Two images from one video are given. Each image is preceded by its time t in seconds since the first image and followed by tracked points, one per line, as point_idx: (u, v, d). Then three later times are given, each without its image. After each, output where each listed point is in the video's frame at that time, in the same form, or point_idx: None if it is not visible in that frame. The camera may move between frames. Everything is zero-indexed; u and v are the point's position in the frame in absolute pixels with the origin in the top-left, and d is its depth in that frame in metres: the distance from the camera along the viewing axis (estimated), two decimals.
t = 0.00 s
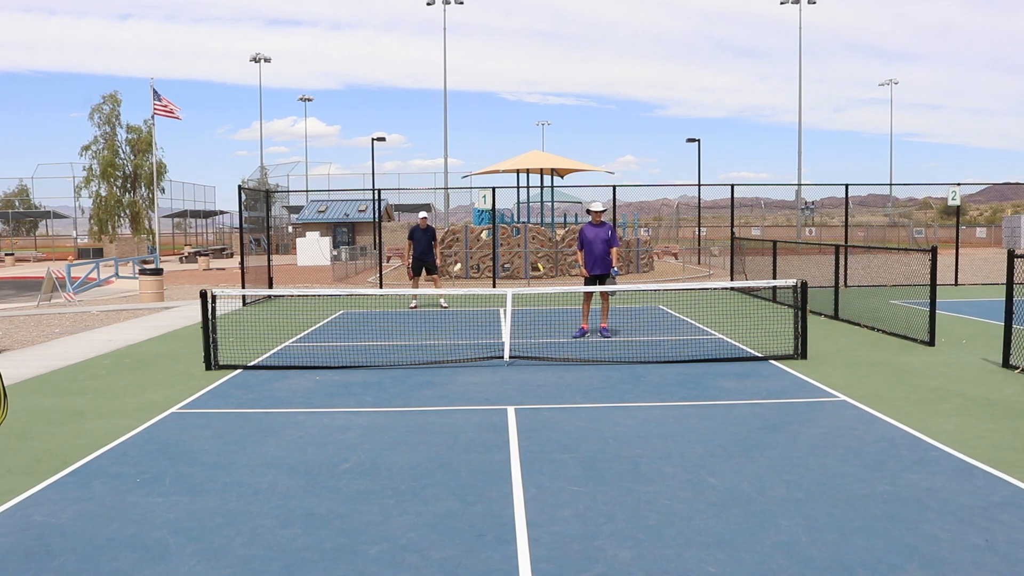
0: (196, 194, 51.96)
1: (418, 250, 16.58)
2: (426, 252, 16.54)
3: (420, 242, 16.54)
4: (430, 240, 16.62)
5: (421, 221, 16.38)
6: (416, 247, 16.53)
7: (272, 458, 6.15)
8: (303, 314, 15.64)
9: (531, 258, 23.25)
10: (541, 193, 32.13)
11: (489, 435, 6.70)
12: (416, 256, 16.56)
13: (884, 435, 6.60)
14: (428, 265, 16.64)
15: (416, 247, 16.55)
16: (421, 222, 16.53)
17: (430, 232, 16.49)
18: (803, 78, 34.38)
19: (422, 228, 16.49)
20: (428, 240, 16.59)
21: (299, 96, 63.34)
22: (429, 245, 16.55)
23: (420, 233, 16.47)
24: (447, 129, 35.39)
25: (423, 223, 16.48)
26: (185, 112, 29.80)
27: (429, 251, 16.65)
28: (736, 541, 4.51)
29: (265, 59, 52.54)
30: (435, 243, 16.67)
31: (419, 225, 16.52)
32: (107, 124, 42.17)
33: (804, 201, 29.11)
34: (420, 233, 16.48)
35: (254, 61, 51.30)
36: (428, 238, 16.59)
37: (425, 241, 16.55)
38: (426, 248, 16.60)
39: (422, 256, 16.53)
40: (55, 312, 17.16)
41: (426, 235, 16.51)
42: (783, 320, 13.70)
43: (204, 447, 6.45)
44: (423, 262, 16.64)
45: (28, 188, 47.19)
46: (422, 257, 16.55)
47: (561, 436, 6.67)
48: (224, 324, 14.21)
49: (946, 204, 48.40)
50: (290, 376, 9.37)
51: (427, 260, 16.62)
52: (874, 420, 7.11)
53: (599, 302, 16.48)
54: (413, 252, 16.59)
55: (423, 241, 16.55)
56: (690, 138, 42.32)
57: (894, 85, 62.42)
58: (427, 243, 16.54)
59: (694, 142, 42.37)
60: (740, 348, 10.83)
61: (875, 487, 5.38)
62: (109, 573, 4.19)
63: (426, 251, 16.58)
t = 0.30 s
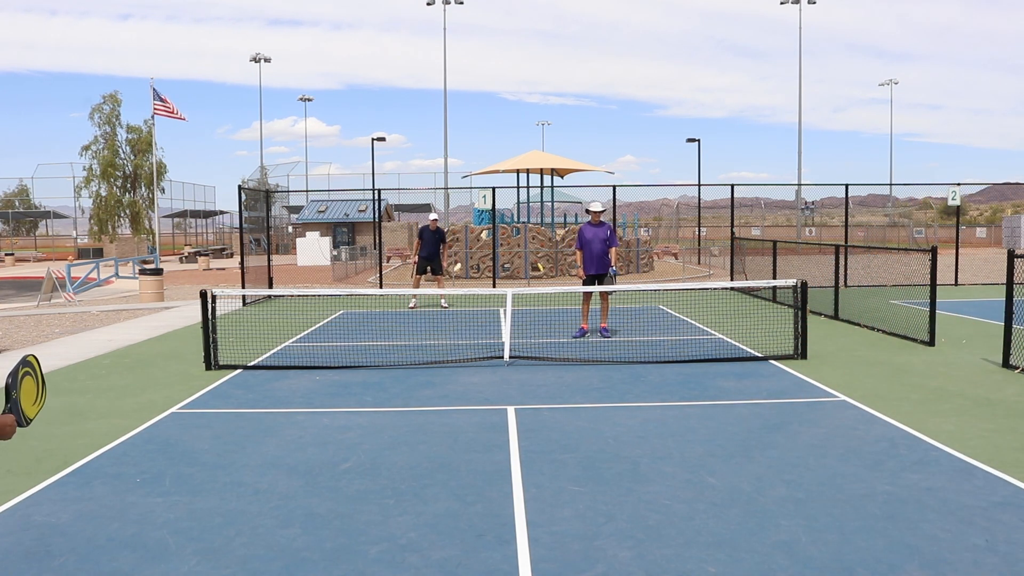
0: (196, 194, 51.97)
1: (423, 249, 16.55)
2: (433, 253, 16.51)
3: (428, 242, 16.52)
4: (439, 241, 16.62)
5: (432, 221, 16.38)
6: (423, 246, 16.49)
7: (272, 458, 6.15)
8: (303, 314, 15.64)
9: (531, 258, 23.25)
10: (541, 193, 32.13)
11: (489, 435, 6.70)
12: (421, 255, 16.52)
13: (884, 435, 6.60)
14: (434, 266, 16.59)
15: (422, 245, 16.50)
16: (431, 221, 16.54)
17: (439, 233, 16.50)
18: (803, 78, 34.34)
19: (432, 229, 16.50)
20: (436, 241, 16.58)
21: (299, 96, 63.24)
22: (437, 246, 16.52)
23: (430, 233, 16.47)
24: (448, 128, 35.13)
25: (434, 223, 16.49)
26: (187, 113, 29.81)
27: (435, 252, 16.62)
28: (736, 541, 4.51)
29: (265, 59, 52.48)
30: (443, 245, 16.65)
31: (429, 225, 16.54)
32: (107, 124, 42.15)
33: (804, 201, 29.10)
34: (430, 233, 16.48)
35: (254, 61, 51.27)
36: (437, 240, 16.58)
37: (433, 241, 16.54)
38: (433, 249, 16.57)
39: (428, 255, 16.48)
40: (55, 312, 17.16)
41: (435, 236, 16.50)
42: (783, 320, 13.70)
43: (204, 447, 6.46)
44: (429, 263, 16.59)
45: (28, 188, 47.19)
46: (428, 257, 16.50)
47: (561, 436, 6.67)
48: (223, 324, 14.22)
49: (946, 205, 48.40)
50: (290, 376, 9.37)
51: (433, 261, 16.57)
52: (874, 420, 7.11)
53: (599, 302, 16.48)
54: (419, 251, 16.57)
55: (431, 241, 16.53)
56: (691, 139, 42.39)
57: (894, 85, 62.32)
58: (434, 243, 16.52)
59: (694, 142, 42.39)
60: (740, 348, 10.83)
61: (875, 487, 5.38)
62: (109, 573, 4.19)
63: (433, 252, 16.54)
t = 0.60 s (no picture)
0: (196, 194, 51.98)
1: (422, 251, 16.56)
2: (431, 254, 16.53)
3: (424, 244, 16.54)
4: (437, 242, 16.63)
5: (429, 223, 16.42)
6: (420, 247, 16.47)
7: (272, 458, 6.15)
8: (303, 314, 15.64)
9: (531, 258, 23.25)
10: (541, 193, 32.14)
11: (489, 435, 6.70)
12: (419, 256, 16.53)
13: (884, 436, 6.60)
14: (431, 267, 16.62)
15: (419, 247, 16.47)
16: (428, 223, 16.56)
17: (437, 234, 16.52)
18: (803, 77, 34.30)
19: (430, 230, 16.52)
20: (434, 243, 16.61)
21: (299, 96, 63.15)
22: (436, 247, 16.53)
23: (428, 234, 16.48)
24: (448, 128, 35.02)
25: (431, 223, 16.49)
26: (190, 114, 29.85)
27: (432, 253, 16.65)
28: (736, 542, 4.51)
29: (264, 59, 52.45)
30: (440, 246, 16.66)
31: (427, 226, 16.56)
32: (107, 124, 42.15)
33: (804, 201, 29.09)
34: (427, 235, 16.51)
35: (254, 61, 51.27)
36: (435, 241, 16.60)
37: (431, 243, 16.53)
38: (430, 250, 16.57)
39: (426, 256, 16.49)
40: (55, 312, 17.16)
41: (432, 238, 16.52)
42: (782, 320, 13.70)
43: (204, 447, 6.45)
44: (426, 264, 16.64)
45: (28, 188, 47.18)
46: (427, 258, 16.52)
47: (561, 436, 6.67)
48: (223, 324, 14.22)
49: (946, 205, 48.38)
50: (290, 376, 9.37)
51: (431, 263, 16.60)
52: (874, 420, 7.11)
53: (599, 302, 16.48)
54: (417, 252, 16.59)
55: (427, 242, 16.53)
56: (690, 139, 42.27)
57: (894, 85, 62.29)
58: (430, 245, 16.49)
59: (694, 142, 42.41)
60: (740, 348, 10.83)
61: (876, 487, 5.38)
62: (109, 573, 4.19)
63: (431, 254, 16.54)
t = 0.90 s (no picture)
0: (196, 194, 51.99)
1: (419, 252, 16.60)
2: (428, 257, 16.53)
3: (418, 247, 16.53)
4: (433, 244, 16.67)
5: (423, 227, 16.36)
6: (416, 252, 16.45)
7: (273, 458, 6.15)
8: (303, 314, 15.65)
9: (531, 258, 23.26)
10: (541, 193, 32.16)
11: (489, 435, 6.70)
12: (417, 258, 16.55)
13: (884, 436, 6.60)
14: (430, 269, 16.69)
15: (415, 250, 16.44)
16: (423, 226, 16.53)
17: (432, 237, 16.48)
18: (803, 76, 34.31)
19: (424, 234, 16.48)
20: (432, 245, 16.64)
21: (299, 96, 63.10)
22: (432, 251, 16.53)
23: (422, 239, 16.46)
24: (447, 129, 35.11)
25: (426, 225, 16.46)
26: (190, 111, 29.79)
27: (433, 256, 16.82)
28: (736, 542, 4.51)
29: (265, 59, 52.45)
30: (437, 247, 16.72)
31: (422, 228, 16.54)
32: (107, 124, 42.15)
33: (804, 201, 29.09)
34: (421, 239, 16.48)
35: (254, 61, 51.29)
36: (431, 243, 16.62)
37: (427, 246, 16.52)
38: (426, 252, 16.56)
39: (424, 258, 16.50)
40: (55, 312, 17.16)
41: (427, 242, 16.51)
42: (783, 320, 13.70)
43: (205, 447, 6.45)
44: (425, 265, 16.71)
45: (28, 188, 47.20)
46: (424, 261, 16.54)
47: (561, 436, 6.67)
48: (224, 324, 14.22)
49: (946, 204, 48.38)
50: (290, 376, 9.37)
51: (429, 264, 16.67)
52: (874, 420, 7.11)
53: (599, 302, 16.49)
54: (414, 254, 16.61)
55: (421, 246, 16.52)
56: (690, 139, 42.28)
57: (894, 85, 62.27)
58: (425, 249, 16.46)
59: (694, 142, 42.38)
60: (740, 348, 10.83)
61: (875, 487, 5.39)
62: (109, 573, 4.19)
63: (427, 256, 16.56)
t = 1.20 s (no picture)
0: (196, 194, 51.98)
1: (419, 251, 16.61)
2: (428, 256, 16.53)
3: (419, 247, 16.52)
4: (433, 242, 16.67)
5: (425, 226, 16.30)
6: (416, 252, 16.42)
7: (273, 458, 6.15)
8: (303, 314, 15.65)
9: (531, 258, 23.26)
10: (541, 193, 32.19)
11: (489, 435, 6.70)
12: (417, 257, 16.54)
13: (884, 435, 6.60)
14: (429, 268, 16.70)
15: (415, 250, 16.44)
16: (423, 225, 16.47)
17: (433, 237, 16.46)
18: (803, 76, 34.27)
19: (425, 234, 16.45)
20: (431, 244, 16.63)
21: (299, 96, 63.01)
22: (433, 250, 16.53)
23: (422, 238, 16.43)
24: (447, 129, 35.14)
25: (427, 225, 16.45)
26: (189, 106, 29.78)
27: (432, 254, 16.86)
28: (736, 541, 4.52)
29: (264, 59, 52.40)
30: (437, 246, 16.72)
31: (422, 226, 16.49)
32: (107, 124, 42.13)
33: (803, 201, 29.09)
34: (422, 238, 16.45)
35: (254, 61, 51.26)
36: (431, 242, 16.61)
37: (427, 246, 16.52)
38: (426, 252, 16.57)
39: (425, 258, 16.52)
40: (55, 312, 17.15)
41: (428, 241, 16.50)
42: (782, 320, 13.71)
43: (204, 447, 6.46)
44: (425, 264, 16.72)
45: (28, 188, 47.18)
46: (424, 260, 16.54)
47: (561, 436, 6.67)
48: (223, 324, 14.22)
49: (946, 205, 48.37)
50: (290, 376, 9.37)
51: (429, 263, 16.67)
52: (874, 420, 7.10)
53: (599, 302, 16.49)
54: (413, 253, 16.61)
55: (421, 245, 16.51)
56: (691, 139, 42.17)
57: (894, 85, 62.25)
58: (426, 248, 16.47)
59: (694, 142, 42.35)
60: (740, 348, 10.83)
61: (875, 487, 5.39)
62: (109, 573, 4.19)
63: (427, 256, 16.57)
